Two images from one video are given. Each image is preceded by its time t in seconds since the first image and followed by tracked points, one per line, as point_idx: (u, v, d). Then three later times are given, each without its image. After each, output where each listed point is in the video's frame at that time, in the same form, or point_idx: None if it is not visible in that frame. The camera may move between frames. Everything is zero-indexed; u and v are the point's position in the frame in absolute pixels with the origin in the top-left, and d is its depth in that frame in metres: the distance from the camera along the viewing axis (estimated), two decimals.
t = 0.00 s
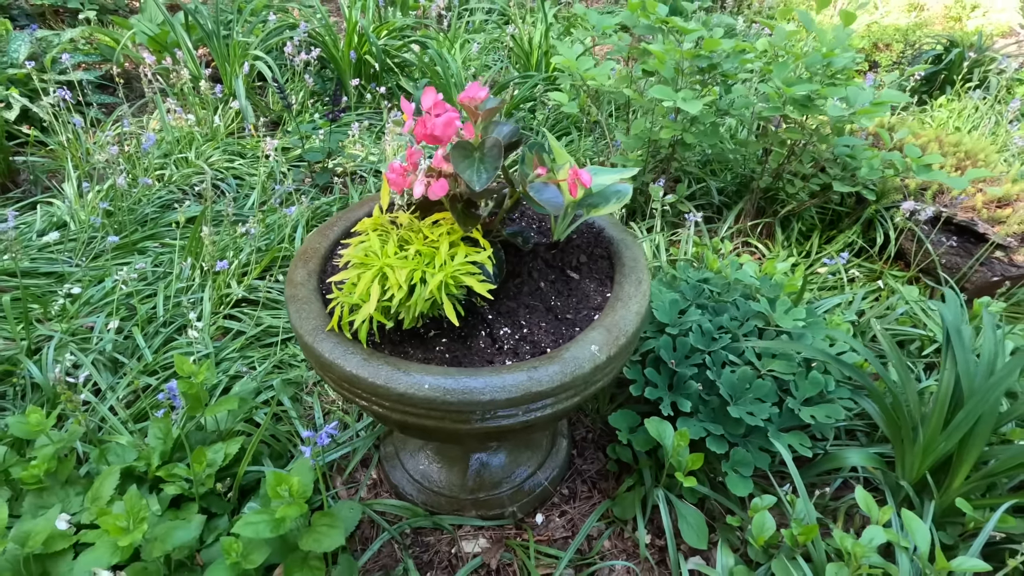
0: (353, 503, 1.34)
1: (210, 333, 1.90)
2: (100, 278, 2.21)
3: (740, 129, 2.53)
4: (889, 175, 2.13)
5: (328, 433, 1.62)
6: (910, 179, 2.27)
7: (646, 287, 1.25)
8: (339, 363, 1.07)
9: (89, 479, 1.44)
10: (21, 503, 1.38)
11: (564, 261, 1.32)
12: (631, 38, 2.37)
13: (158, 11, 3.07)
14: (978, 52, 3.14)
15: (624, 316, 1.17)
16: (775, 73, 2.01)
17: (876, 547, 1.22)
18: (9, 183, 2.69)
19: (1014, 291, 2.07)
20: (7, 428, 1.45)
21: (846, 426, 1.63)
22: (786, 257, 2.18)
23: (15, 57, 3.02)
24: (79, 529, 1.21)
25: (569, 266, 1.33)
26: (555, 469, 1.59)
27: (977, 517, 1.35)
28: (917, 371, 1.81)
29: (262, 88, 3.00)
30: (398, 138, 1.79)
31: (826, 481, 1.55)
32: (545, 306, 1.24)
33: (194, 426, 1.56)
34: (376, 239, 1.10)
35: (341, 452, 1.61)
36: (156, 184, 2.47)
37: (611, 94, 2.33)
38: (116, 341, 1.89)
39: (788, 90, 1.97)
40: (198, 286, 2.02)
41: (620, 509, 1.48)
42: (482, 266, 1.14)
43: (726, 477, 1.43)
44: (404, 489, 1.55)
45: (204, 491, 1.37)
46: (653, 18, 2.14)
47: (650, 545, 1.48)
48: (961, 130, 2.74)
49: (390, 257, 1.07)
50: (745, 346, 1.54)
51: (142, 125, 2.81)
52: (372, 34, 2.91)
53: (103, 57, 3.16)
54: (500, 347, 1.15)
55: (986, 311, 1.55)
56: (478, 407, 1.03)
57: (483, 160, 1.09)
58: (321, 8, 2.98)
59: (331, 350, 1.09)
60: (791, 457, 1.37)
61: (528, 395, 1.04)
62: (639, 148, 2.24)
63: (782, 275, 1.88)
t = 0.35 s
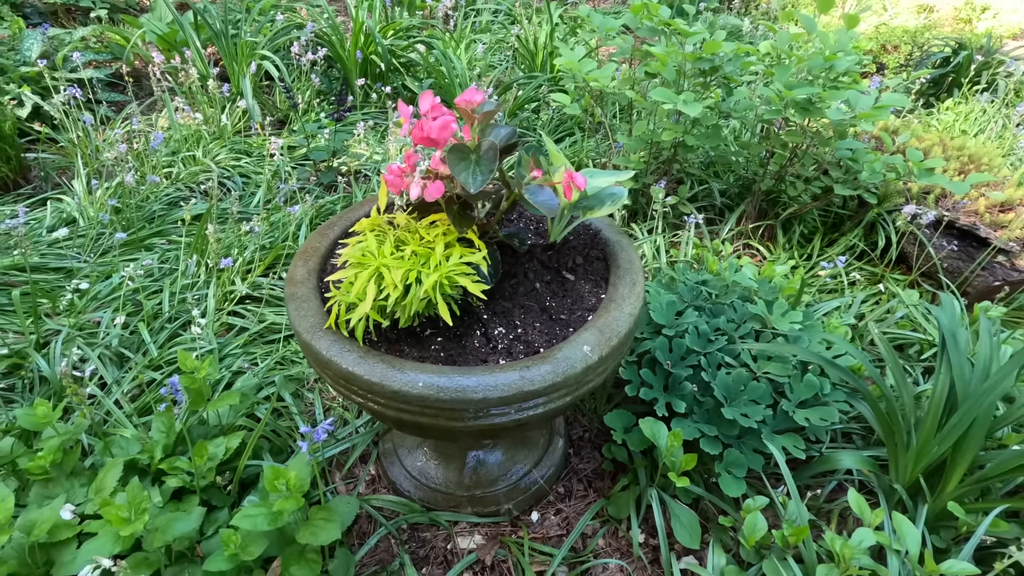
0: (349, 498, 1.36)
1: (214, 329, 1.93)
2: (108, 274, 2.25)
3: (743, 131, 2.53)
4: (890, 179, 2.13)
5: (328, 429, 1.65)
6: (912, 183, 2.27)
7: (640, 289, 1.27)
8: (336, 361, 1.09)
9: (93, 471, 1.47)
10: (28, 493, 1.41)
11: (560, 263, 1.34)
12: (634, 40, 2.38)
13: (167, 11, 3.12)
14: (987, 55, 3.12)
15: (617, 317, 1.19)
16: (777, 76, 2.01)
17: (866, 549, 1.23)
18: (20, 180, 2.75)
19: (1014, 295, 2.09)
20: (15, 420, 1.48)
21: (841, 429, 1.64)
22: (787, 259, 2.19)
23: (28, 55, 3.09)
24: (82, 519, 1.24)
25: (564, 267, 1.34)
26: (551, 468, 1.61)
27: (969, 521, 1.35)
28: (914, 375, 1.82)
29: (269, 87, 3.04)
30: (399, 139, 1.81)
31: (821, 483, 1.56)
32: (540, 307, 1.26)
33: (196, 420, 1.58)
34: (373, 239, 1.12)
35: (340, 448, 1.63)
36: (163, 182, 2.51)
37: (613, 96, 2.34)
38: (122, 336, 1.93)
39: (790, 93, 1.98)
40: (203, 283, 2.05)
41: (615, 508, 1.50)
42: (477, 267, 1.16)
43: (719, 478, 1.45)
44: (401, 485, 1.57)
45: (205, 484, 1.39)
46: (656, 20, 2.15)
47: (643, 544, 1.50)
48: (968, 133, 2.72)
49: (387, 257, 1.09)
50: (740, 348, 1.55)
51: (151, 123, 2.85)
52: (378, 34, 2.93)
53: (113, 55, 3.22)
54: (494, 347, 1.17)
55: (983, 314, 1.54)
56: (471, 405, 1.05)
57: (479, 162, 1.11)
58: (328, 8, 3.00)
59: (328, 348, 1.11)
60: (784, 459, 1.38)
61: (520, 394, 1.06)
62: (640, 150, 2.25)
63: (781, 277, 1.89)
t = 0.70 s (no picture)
0: (349, 494, 1.39)
1: (223, 325, 1.97)
2: (123, 269, 2.31)
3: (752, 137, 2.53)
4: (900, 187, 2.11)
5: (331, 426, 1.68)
6: (923, 191, 2.25)
7: (637, 295, 1.28)
8: (335, 361, 1.12)
9: (102, 461, 1.51)
10: (39, 481, 1.45)
11: (559, 267, 1.36)
12: (644, 44, 2.39)
13: (186, 11, 3.18)
14: (1007, 61, 3.07)
15: (613, 323, 1.20)
16: (785, 83, 2.01)
17: (858, 559, 1.23)
18: (40, 175, 2.82)
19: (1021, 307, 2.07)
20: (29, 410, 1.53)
21: (841, 438, 1.63)
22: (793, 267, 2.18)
23: (51, 54, 3.18)
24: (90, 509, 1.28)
25: (564, 272, 1.36)
26: (549, 470, 1.63)
27: (966, 534, 1.35)
28: (918, 385, 1.81)
29: (283, 86, 3.08)
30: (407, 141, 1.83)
31: (818, 491, 1.56)
32: (538, 311, 1.27)
33: (203, 415, 1.62)
34: (373, 242, 1.14)
35: (342, 445, 1.66)
36: (177, 180, 2.57)
37: (622, 100, 2.34)
38: (134, 331, 1.98)
39: (797, 100, 1.97)
40: (213, 280, 2.09)
41: (611, 511, 1.51)
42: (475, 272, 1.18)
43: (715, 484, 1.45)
44: (401, 483, 1.60)
45: (209, 477, 1.43)
46: (665, 25, 2.15)
47: (638, 548, 1.51)
48: (984, 140, 2.69)
49: (386, 260, 1.11)
50: (740, 355, 1.55)
51: (168, 122, 2.91)
52: (391, 36, 2.96)
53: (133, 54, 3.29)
54: (490, 349, 1.19)
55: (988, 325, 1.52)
56: (465, 407, 1.07)
57: (479, 169, 1.14)
58: (343, 9, 3.04)
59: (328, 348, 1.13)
60: (780, 467, 1.39)
61: (514, 397, 1.08)
62: (648, 155, 2.25)
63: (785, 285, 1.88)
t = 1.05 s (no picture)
0: (347, 493, 1.38)
1: (230, 319, 1.97)
2: (135, 260, 2.32)
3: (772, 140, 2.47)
4: (924, 194, 2.05)
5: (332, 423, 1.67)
6: (949, 199, 2.17)
7: (643, 299, 1.24)
8: (331, 359, 1.10)
9: (104, 452, 1.51)
10: (41, 470, 1.46)
11: (564, 269, 1.33)
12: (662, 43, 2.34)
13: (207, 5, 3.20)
14: None
15: (617, 328, 1.17)
16: (806, 84, 1.96)
17: None
18: (60, 166, 2.85)
19: None
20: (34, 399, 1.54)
21: (855, 452, 1.58)
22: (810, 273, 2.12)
23: (74, 46, 3.22)
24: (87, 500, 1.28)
25: (569, 274, 1.33)
26: (551, 475, 1.60)
27: (983, 558, 1.29)
28: (937, 400, 1.74)
29: (300, 82, 3.09)
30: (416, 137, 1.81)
31: (828, 507, 1.51)
32: (540, 314, 1.25)
33: (205, 408, 1.62)
34: (372, 239, 1.12)
35: (343, 444, 1.65)
36: (192, 173, 2.58)
37: (638, 100, 2.31)
38: (142, 322, 1.98)
39: (818, 102, 1.92)
40: (222, 273, 2.10)
41: (613, 519, 1.48)
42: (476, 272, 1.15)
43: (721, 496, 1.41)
44: (401, 484, 1.58)
45: (208, 471, 1.42)
46: (684, 24, 2.11)
47: (640, 558, 1.47)
48: (1015, 147, 2.59)
49: (385, 257, 1.09)
50: (750, 364, 1.51)
51: (185, 115, 2.94)
52: (408, 33, 2.95)
53: (154, 48, 3.32)
54: (490, 352, 1.16)
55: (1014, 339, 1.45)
56: (461, 411, 1.05)
57: (482, 166, 1.11)
58: (361, 6, 3.04)
59: (324, 346, 1.12)
60: (788, 481, 1.34)
61: (511, 402, 1.05)
62: (662, 156, 2.21)
63: (799, 292, 1.83)
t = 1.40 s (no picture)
0: (332, 503, 1.31)
1: (232, 317, 1.95)
2: (145, 253, 2.31)
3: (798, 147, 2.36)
4: (959, 208, 1.92)
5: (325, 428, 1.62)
6: (987, 214, 2.04)
7: (646, 315, 1.17)
8: (311, 368, 1.06)
9: (94, 449, 1.49)
10: (29, 465, 1.44)
11: (564, 280, 1.26)
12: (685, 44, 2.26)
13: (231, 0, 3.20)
14: None
15: (615, 346, 1.09)
16: (835, 89, 1.85)
17: None
18: (80, 157, 2.86)
19: None
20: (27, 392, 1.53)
21: (873, 482, 1.48)
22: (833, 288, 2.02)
23: (100, 39, 3.24)
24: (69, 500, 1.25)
25: (569, 284, 1.26)
26: (548, 492, 1.54)
27: None
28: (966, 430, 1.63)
29: (319, 78, 3.06)
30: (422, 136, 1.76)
31: (840, 541, 1.42)
32: (536, 327, 1.18)
33: (198, 408, 1.59)
34: (358, 244, 1.07)
35: (336, 449, 1.60)
36: (205, 167, 2.57)
37: (657, 103, 2.22)
38: (145, 316, 1.97)
39: (846, 109, 1.82)
40: (227, 270, 2.08)
41: (610, 542, 1.41)
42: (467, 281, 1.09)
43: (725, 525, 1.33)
44: (392, 495, 1.53)
45: (193, 475, 1.39)
46: (707, 24, 2.03)
47: None
48: None
49: (369, 263, 1.04)
50: (762, 385, 1.42)
51: (204, 109, 2.93)
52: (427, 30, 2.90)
53: (178, 42, 3.33)
54: (478, 366, 1.10)
55: None
56: (442, 429, 0.99)
57: (475, 170, 1.05)
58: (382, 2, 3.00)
59: (305, 354, 1.07)
60: (797, 514, 1.26)
61: (496, 422, 0.99)
62: (680, 162, 2.13)
63: (820, 308, 1.73)
